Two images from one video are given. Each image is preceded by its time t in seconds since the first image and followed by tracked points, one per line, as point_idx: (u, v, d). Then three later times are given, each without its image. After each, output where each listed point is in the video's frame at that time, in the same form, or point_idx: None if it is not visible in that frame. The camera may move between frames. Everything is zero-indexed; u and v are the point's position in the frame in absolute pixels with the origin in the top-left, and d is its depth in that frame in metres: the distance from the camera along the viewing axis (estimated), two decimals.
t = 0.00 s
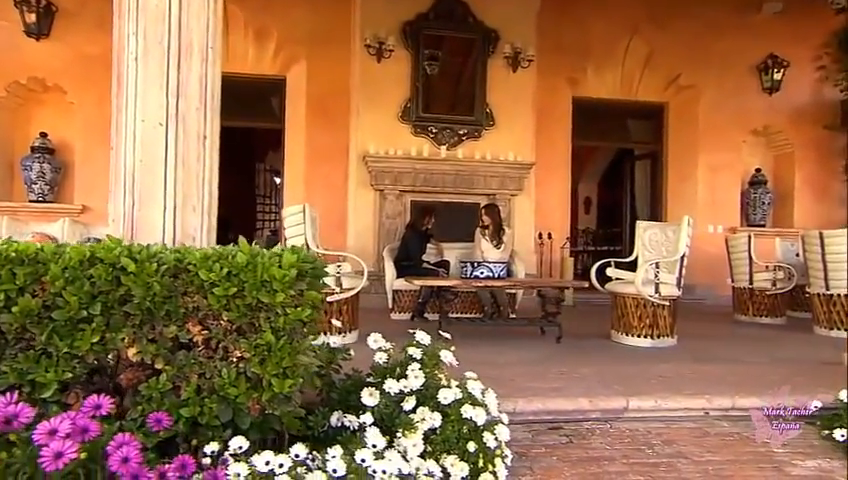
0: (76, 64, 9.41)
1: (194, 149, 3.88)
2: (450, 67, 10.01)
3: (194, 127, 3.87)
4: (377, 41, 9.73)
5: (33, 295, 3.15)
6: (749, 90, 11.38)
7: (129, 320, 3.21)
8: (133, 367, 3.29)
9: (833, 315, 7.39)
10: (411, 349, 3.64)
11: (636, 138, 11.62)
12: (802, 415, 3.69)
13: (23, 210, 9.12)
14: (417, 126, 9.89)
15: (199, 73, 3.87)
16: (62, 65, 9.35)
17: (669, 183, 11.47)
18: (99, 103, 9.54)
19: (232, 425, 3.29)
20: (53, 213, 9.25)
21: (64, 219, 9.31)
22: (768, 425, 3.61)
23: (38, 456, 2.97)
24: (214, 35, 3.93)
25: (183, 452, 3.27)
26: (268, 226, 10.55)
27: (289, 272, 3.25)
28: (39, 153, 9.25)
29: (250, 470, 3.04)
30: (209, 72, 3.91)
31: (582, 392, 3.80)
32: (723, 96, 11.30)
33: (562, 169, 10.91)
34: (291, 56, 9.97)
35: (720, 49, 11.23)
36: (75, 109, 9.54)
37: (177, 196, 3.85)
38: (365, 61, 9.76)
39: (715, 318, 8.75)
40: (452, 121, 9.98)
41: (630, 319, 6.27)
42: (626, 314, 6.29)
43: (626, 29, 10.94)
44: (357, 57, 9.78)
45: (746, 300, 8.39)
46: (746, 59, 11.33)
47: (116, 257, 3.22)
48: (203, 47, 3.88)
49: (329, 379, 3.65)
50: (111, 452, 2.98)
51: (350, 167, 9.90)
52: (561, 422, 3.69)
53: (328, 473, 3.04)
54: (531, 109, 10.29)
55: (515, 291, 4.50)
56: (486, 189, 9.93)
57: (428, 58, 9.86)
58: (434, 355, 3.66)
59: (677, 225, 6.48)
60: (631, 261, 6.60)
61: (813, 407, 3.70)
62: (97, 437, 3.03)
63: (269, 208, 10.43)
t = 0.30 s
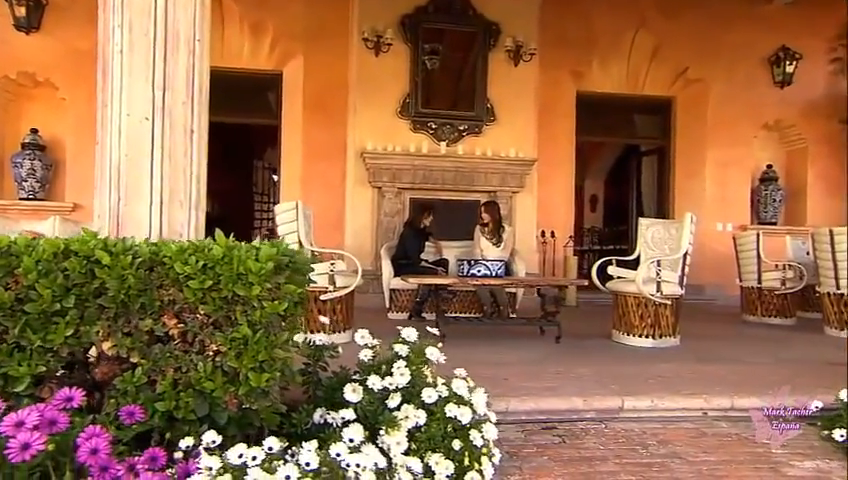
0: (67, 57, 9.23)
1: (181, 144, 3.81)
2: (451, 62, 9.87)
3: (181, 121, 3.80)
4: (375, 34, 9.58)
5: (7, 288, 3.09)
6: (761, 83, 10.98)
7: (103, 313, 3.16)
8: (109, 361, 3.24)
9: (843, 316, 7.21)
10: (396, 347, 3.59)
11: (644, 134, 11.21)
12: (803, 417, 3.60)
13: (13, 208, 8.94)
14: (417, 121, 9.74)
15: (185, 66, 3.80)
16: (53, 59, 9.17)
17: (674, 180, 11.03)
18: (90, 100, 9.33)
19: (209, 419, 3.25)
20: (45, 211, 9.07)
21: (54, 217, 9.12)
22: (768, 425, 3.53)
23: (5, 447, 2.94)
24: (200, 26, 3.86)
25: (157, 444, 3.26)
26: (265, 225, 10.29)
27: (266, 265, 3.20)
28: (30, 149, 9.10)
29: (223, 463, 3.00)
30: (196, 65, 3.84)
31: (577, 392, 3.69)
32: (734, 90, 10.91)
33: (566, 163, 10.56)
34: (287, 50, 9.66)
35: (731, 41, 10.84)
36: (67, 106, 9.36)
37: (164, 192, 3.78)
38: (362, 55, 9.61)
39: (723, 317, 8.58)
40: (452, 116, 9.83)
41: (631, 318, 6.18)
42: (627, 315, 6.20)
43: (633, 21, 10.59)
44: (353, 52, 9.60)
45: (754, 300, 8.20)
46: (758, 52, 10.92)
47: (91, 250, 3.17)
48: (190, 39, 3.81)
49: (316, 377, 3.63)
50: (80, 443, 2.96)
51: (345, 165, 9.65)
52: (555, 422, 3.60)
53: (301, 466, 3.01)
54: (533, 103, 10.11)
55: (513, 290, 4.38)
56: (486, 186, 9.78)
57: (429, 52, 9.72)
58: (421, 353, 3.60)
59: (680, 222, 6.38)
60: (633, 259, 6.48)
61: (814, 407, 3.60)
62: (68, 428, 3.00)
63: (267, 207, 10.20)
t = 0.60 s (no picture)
0: (59, 52, 8.91)
1: (166, 139, 3.71)
2: (451, 56, 9.59)
3: (165, 115, 3.70)
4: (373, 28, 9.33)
5: None
6: (774, 77, 10.64)
7: (73, 307, 3.07)
8: (80, 357, 3.16)
9: None
10: (381, 344, 3.49)
11: (652, 129, 10.93)
12: (803, 417, 3.61)
13: None
14: (415, 116, 9.45)
15: (170, 59, 3.70)
16: (38, 54, 8.84)
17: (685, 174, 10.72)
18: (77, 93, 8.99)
19: (182, 416, 3.16)
20: (31, 209, 8.68)
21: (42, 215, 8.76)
22: (767, 425, 3.52)
23: None
24: (185, 18, 3.76)
25: (126, 438, 3.15)
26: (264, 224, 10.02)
27: (239, 259, 3.11)
28: (16, 145, 8.70)
29: (191, 459, 2.91)
30: (181, 58, 3.74)
31: (571, 392, 3.64)
32: (748, 84, 10.56)
33: (571, 155, 10.23)
34: (283, 43, 9.40)
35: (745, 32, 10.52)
36: (55, 100, 9.01)
37: (148, 187, 3.68)
38: (360, 49, 9.34)
39: (734, 318, 8.43)
40: (452, 111, 9.54)
41: (633, 319, 6.10)
42: (628, 314, 6.12)
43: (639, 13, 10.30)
44: (350, 46, 9.34)
45: (765, 300, 7.99)
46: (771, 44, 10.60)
47: (61, 244, 3.08)
48: (174, 31, 3.71)
49: (298, 377, 3.55)
50: (43, 437, 2.88)
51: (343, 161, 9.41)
52: (548, 422, 3.55)
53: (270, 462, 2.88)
54: (534, 100, 9.82)
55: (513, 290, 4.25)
56: (487, 183, 9.46)
57: (429, 45, 9.45)
58: (410, 350, 3.50)
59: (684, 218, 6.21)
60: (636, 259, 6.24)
61: (814, 408, 3.59)
62: (32, 422, 2.93)
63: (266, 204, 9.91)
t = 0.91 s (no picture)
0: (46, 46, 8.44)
1: (150, 136, 3.61)
2: (451, 52, 9.17)
3: (150, 110, 3.60)
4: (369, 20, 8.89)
5: None
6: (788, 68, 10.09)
7: (45, 305, 2.97)
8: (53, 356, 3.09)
9: None
10: (367, 344, 3.38)
11: (659, 124, 10.33)
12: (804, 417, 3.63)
13: None
14: (413, 112, 9.04)
15: (154, 53, 3.61)
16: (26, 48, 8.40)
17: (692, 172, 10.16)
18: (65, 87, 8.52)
19: (156, 415, 3.07)
20: (18, 207, 8.22)
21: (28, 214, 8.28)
22: (767, 426, 3.52)
23: None
24: (171, 12, 3.67)
25: (95, 437, 3.06)
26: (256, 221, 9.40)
27: (214, 255, 3.00)
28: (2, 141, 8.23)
29: (162, 457, 2.82)
30: (166, 52, 3.64)
31: (565, 393, 3.61)
32: (761, 74, 10.02)
33: (575, 152, 9.77)
34: (277, 37, 8.97)
35: (759, 23, 10.00)
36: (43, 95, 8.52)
37: (132, 183, 3.58)
38: (356, 43, 8.93)
39: (742, 320, 8.19)
40: (451, 107, 9.14)
41: (635, 320, 5.94)
42: (629, 315, 5.96)
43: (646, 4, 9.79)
44: (346, 39, 8.93)
45: (774, 300, 7.80)
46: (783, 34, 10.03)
47: (32, 241, 2.99)
48: (158, 25, 3.61)
49: (285, 377, 3.42)
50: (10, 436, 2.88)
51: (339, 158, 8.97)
52: (540, 424, 3.50)
53: (242, 460, 2.81)
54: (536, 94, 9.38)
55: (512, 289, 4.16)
56: (487, 181, 9.07)
57: (429, 38, 9.07)
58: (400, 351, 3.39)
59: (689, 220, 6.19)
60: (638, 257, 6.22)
61: (816, 411, 3.61)
62: None
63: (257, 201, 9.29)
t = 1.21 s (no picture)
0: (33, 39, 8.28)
1: (133, 132, 3.52)
2: (451, 45, 9.04)
3: (133, 107, 3.51)
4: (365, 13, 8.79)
5: None
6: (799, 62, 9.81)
7: (15, 303, 2.85)
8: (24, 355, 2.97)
9: None
10: (351, 344, 3.26)
11: (664, 120, 10.14)
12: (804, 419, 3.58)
13: None
14: (410, 108, 8.91)
15: (138, 47, 3.52)
16: (14, 41, 8.25)
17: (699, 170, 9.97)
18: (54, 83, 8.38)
19: (130, 415, 2.96)
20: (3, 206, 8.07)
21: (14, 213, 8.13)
22: (768, 425, 3.49)
23: None
24: (154, 6, 3.58)
25: (62, 436, 2.98)
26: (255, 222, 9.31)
27: (189, 253, 2.89)
28: None
29: (132, 457, 2.72)
30: (150, 48, 3.56)
31: (559, 396, 3.55)
32: (769, 67, 9.76)
33: (578, 148, 9.57)
34: (269, 30, 8.84)
35: (768, 15, 9.74)
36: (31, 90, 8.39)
37: (114, 181, 3.49)
38: (352, 36, 8.81)
39: (753, 321, 8.03)
40: (450, 102, 8.99)
41: (635, 321, 5.79)
42: (629, 316, 5.82)
43: None
44: (342, 32, 8.80)
45: (783, 301, 7.61)
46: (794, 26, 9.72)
47: None
48: (142, 19, 3.53)
49: (267, 378, 3.31)
50: None
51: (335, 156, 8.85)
52: (532, 427, 3.43)
53: (213, 460, 2.72)
54: (536, 90, 9.24)
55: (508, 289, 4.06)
56: (487, 178, 8.93)
57: (427, 32, 8.94)
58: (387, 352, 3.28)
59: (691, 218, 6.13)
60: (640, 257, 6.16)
61: (817, 413, 3.56)
62: None
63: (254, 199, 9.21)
